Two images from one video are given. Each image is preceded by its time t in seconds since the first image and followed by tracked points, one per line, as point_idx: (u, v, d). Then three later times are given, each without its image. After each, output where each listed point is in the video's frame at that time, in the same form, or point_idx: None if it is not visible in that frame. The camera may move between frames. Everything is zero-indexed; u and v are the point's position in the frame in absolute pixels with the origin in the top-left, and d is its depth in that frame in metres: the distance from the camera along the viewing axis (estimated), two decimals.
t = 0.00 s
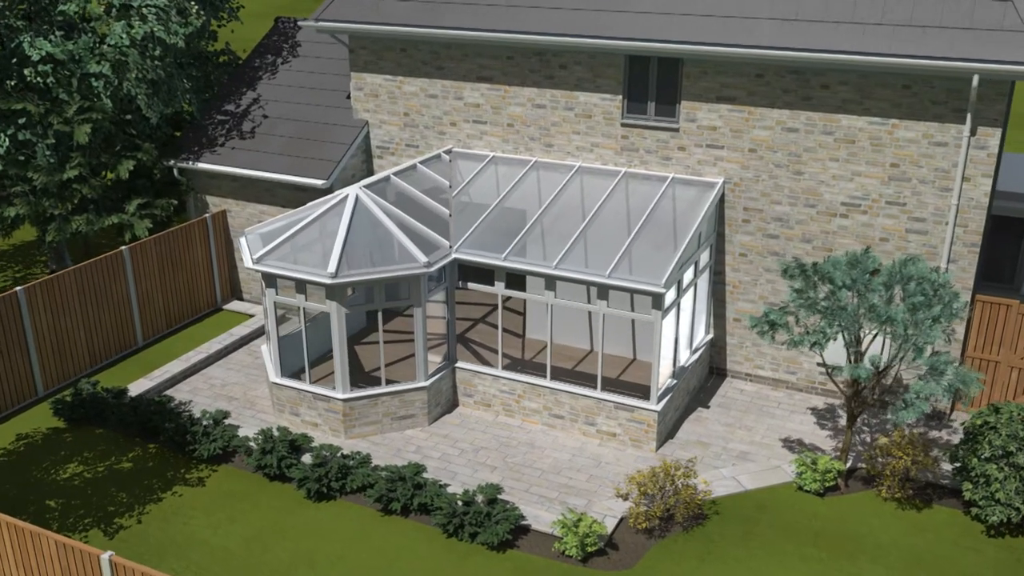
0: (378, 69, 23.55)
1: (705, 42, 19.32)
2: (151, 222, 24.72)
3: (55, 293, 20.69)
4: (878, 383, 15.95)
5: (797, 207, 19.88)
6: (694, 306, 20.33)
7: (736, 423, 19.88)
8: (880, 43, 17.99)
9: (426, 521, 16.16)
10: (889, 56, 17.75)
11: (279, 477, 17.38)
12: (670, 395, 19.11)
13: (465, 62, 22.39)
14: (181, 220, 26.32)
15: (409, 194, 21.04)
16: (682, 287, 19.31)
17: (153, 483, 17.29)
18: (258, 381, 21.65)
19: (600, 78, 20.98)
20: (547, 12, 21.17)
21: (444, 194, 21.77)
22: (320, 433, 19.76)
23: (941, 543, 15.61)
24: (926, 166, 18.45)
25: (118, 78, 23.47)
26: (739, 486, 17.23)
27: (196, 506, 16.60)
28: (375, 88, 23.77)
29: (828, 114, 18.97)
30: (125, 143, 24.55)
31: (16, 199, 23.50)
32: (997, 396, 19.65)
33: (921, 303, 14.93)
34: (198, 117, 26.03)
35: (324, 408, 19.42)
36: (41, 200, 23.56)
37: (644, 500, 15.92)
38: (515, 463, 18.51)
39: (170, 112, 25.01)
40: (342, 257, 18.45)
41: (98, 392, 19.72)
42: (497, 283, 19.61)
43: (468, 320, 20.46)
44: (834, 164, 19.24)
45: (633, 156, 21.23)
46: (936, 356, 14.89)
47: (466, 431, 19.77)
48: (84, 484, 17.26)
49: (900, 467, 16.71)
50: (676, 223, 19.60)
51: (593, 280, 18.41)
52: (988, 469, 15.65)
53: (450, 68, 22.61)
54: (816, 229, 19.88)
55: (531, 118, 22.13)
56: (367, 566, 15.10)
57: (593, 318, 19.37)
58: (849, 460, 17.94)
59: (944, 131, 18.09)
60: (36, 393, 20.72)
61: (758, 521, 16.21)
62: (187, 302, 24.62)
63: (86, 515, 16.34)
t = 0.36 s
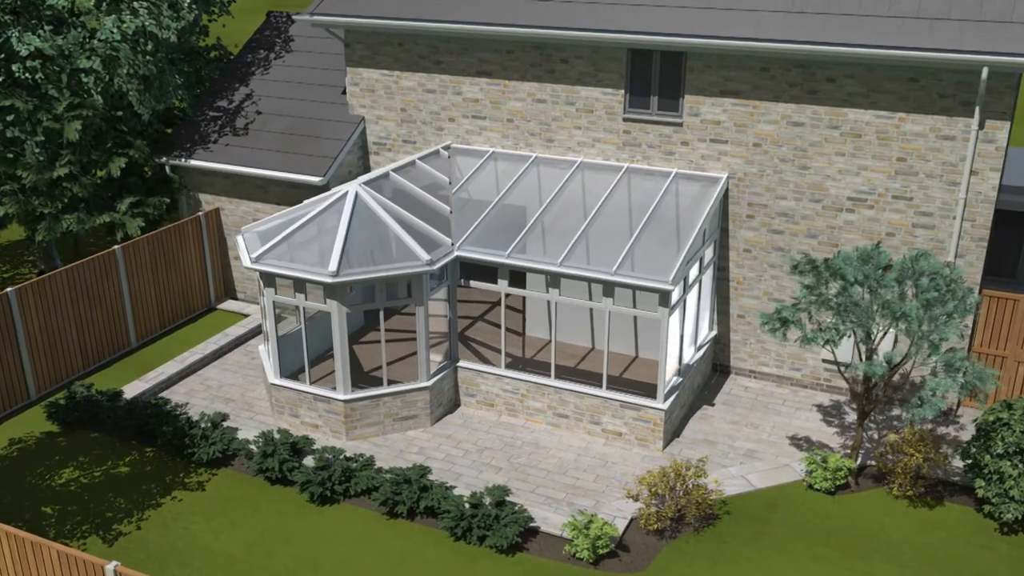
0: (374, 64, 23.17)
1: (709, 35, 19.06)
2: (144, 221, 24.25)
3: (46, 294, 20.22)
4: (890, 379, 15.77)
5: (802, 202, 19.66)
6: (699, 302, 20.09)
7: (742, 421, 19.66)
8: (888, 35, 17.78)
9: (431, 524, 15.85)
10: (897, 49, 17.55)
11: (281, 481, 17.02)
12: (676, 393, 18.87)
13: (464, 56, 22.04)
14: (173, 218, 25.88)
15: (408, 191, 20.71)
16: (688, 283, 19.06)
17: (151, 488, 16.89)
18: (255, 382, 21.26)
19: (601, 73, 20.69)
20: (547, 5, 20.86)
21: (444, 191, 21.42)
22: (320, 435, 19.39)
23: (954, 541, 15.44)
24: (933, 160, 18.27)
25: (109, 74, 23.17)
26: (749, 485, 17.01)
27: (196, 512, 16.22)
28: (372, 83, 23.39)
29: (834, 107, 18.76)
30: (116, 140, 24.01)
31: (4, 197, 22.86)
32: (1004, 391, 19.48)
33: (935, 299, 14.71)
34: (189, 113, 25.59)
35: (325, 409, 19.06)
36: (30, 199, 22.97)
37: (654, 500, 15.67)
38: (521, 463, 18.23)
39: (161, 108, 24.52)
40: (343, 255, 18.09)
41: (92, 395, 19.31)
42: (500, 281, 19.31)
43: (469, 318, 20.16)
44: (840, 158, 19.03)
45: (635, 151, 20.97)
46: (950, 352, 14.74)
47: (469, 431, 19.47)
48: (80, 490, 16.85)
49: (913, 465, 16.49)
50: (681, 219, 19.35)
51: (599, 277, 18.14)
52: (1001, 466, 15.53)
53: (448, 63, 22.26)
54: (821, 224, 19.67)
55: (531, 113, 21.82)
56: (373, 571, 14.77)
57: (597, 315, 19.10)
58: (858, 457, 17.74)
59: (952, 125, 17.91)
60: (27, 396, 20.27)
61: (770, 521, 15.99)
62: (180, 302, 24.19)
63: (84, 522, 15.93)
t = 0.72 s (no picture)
0: (371, 58, 22.79)
1: (713, 28, 18.80)
2: (136, 219, 23.78)
3: (38, 295, 19.76)
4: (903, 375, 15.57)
5: (807, 196, 19.46)
6: (704, 299, 19.85)
7: (748, 419, 19.46)
8: (896, 27, 17.58)
9: (438, 527, 15.56)
10: (905, 41, 17.35)
11: (283, 484, 16.69)
12: (683, 391, 18.63)
13: (462, 50, 21.70)
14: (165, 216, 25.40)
15: (408, 187, 20.35)
16: (694, 280, 18.82)
17: (150, 493, 16.52)
18: (253, 383, 20.89)
19: (603, 67, 20.41)
20: None
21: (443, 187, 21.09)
22: (321, 436, 19.05)
23: (968, 538, 15.29)
24: (940, 154, 18.11)
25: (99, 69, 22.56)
26: (758, 484, 16.81)
27: (197, 517, 15.86)
28: (368, 79, 23.01)
29: (840, 101, 18.55)
30: (107, 137, 23.44)
31: None
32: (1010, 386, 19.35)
33: (948, 295, 14.52)
34: (181, 110, 25.11)
35: (325, 411, 18.72)
36: (20, 197, 22.46)
37: (665, 501, 15.44)
38: (526, 464, 17.96)
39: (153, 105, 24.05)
40: (344, 254, 17.73)
41: (87, 398, 18.86)
42: (503, 278, 19.01)
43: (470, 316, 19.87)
44: (846, 153, 18.83)
45: (637, 146, 20.71)
46: (965, 348, 14.57)
47: (473, 431, 19.17)
48: (77, 496, 16.45)
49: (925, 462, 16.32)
50: (686, 214, 19.10)
51: (605, 274, 17.86)
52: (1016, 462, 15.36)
53: (446, 57, 21.92)
54: (827, 219, 19.47)
55: (531, 108, 21.51)
56: None
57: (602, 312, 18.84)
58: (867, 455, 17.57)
59: (960, 118, 17.75)
60: (19, 400, 19.82)
61: (782, 520, 15.79)
62: (174, 302, 23.76)
63: (82, 529, 15.54)
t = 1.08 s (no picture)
0: (367, 53, 22.43)
1: (717, 21, 18.56)
2: (128, 218, 23.35)
3: (29, 296, 19.32)
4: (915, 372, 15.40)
5: (812, 191, 19.27)
6: (709, 295, 19.63)
7: (754, 416, 19.27)
8: (904, 19, 17.40)
9: (446, 530, 15.27)
10: (912, 34, 17.17)
11: (285, 488, 16.35)
12: (689, 389, 18.41)
13: (461, 45, 21.38)
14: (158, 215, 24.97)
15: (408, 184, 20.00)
16: (700, 276, 18.59)
17: (149, 498, 16.16)
18: (250, 384, 20.53)
19: (605, 61, 20.13)
20: None
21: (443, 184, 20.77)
22: (321, 438, 18.71)
23: (981, 536, 15.17)
24: (947, 148, 17.98)
25: (90, 65, 22.30)
26: (768, 483, 16.62)
27: (199, 523, 15.51)
28: (364, 74, 22.65)
29: (846, 95, 18.36)
30: (97, 135, 23.03)
31: None
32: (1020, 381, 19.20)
33: (963, 291, 14.37)
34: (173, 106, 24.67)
35: (327, 412, 18.39)
36: (8, 196, 22.01)
37: (676, 501, 15.23)
38: (532, 464, 17.70)
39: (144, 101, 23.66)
40: (345, 252, 17.39)
41: (81, 401, 18.43)
42: (506, 276, 18.73)
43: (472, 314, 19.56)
44: (852, 147, 18.65)
45: (639, 141, 20.47)
46: (980, 344, 14.43)
47: (476, 431, 18.89)
48: (74, 502, 16.06)
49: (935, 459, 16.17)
50: (690, 210, 18.86)
51: (610, 271, 17.61)
52: None
53: (445, 52, 21.59)
54: (832, 214, 19.30)
55: (531, 103, 21.23)
56: None
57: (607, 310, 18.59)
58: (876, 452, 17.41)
59: (967, 111, 17.61)
60: (11, 403, 19.38)
61: (793, 520, 15.61)
62: (167, 301, 23.34)
63: (80, 536, 15.17)
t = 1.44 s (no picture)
0: (363, 48, 22.08)
1: (721, 14, 18.32)
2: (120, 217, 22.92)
3: (21, 297, 18.90)
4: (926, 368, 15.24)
5: (816, 186, 19.09)
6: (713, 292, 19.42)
7: (760, 413, 19.09)
8: (909, 12, 17.22)
9: (454, 533, 15.01)
10: (919, 26, 16.99)
11: (288, 491, 16.04)
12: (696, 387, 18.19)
13: (459, 39, 21.06)
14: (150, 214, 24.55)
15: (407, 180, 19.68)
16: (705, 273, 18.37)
17: (148, 503, 15.81)
18: (248, 385, 20.18)
19: (607, 55, 19.87)
20: None
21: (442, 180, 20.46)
22: (322, 440, 18.39)
23: (994, 532, 15.05)
24: (953, 141, 17.84)
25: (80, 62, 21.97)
26: (778, 481, 16.45)
27: (200, 528, 15.17)
28: (360, 69, 22.30)
29: (852, 88, 18.19)
30: (88, 132, 22.64)
31: None
32: None
33: (977, 286, 14.21)
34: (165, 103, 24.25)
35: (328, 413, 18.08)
36: None
37: (688, 500, 15.03)
38: (538, 464, 17.45)
39: (135, 98, 23.31)
40: (345, 250, 17.07)
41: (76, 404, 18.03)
42: (509, 274, 18.46)
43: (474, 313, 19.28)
44: (857, 141, 18.48)
45: (641, 136, 20.24)
46: (994, 341, 14.29)
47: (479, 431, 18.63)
48: (72, 508, 15.68)
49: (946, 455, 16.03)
50: (695, 205, 18.65)
51: (616, 268, 17.35)
52: None
53: (442, 47, 21.28)
54: (836, 209, 19.13)
55: (531, 98, 20.95)
56: None
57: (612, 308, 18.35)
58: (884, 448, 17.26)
59: (974, 105, 17.47)
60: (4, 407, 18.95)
61: (804, 518, 15.43)
62: (161, 302, 22.94)
63: (79, 544, 14.80)
